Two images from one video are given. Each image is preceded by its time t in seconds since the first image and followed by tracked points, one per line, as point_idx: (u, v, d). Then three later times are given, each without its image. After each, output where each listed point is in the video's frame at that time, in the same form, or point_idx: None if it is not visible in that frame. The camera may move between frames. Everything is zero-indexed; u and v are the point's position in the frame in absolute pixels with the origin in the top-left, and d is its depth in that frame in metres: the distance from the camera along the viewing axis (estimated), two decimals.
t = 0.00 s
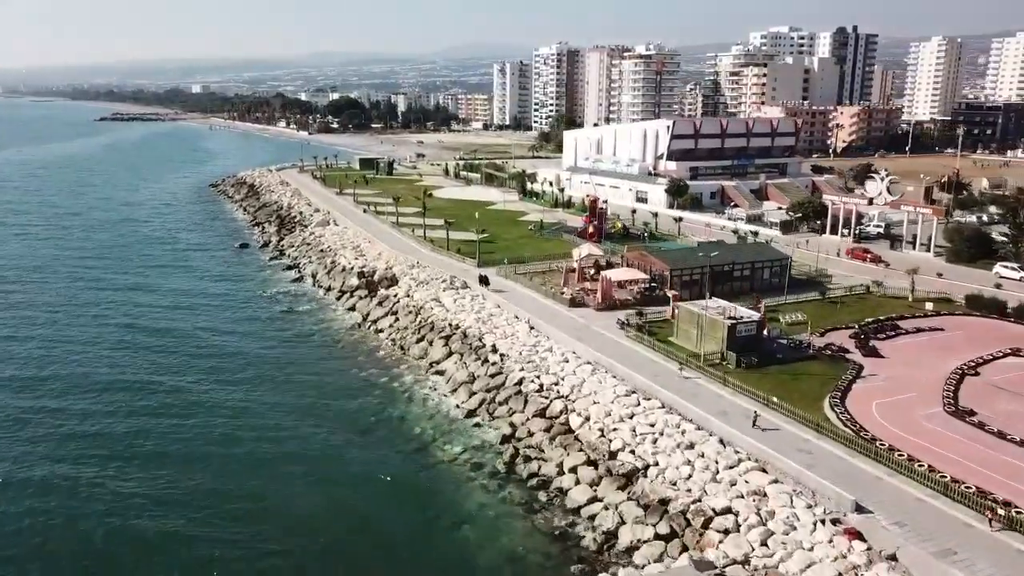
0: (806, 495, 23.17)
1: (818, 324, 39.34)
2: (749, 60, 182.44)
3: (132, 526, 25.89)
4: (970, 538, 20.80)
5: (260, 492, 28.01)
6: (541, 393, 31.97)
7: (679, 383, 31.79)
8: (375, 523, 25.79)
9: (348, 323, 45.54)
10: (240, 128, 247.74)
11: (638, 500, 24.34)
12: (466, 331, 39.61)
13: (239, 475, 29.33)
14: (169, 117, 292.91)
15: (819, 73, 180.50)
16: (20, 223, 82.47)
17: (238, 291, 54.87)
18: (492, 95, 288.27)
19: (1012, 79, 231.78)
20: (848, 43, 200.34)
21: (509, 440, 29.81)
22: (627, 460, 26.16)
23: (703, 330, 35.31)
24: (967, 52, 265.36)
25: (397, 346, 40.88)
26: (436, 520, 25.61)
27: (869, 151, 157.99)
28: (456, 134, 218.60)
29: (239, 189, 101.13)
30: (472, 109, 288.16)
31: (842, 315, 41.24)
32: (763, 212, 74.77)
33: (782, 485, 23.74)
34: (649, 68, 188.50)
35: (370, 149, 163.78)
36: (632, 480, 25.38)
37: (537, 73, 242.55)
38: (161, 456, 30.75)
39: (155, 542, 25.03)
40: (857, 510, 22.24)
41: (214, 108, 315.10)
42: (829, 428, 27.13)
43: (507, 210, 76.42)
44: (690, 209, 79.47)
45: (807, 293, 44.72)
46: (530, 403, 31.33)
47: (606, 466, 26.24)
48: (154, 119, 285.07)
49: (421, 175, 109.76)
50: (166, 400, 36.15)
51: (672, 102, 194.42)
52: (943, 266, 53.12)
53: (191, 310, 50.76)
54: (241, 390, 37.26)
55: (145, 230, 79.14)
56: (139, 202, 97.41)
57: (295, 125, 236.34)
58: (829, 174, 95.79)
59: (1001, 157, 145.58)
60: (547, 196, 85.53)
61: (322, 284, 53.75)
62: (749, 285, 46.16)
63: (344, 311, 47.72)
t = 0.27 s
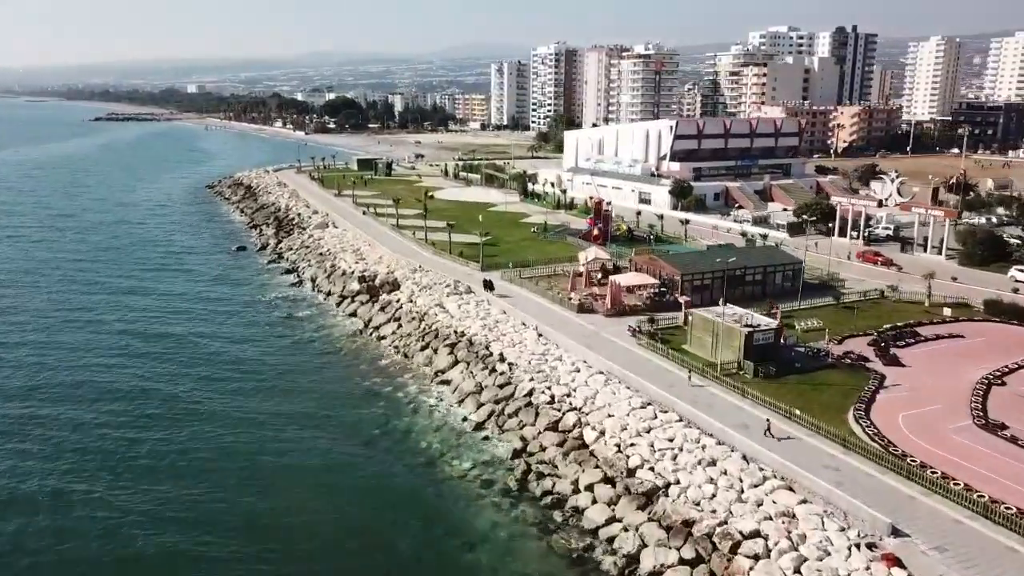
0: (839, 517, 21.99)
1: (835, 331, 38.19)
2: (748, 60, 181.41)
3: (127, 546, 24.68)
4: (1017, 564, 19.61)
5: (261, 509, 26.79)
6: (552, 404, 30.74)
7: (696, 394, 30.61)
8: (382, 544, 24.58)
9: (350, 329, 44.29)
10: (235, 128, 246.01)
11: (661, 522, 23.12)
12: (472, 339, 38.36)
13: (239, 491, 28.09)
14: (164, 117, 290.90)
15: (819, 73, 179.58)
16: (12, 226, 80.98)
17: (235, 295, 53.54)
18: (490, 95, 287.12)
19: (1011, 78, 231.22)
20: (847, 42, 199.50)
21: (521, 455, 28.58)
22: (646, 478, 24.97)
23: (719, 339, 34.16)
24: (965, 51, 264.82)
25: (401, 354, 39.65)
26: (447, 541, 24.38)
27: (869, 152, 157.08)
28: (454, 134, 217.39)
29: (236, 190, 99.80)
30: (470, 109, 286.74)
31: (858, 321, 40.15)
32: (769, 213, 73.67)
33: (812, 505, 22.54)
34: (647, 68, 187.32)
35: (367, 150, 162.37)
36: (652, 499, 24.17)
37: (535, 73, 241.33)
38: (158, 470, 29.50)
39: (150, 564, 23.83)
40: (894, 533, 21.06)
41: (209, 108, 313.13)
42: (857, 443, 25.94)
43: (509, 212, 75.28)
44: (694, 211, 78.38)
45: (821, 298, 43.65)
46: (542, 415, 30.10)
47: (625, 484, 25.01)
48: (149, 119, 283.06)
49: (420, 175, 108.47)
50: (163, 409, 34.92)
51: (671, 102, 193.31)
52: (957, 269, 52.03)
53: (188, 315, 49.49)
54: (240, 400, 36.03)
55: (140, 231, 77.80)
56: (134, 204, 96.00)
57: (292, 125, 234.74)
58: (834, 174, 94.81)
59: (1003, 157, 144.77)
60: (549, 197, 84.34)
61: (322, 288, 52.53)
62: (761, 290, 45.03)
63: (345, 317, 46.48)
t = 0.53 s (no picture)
0: (874, 542, 20.82)
1: (853, 338, 37.09)
2: (748, 60, 180.47)
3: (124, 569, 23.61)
4: None
5: (265, 530, 25.57)
6: (564, 416, 29.55)
7: (714, 406, 29.42)
8: (390, 565, 23.42)
9: (351, 336, 43.01)
10: (232, 129, 244.47)
11: (684, 546, 21.93)
12: (479, 347, 37.11)
13: (240, 509, 26.90)
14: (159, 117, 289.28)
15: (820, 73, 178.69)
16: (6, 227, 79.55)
17: (233, 299, 52.26)
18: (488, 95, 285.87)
19: (1011, 78, 230.78)
20: (847, 42, 198.83)
21: (534, 471, 27.35)
22: (668, 498, 23.78)
23: (736, 348, 33.05)
24: (964, 51, 264.46)
25: (405, 363, 38.41)
26: (457, 563, 23.22)
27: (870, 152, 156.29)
28: (452, 135, 216.19)
29: (233, 191, 98.41)
30: (467, 109, 285.59)
31: (876, 328, 39.02)
32: (775, 215, 72.60)
33: (846, 528, 21.36)
34: (647, 68, 186.21)
35: (365, 150, 161.07)
36: (675, 520, 22.99)
37: (533, 72, 240.15)
38: (155, 487, 28.25)
39: None
40: (934, 559, 19.91)
41: (205, 108, 311.33)
42: (886, 459, 24.77)
43: (511, 214, 74.13)
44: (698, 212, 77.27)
45: (836, 303, 42.55)
46: (554, 428, 28.89)
47: (644, 504, 23.81)
48: (144, 119, 281.22)
49: (419, 177, 107.26)
50: (160, 421, 33.63)
51: (670, 103, 192.30)
52: (972, 273, 50.98)
53: (185, 320, 48.16)
54: (239, 411, 34.76)
55: (135, 233, 76.38)
56: (130, 205, 94.67)
57: (288, 125, 233.24)
58: (838, 175, 93.86)
59: (1005, 157, 144.02)
60: (551, 198, 83.21)
61: (322, 293, 51.27)
62: (774, 295, 43.93)
63: (346, 323, 45.21)
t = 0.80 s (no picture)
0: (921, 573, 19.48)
1: (874, 347, 35.78)
2: (747, 60, 179.41)
3: None
4: None
5: (266, 555, 24.09)
6: (579, 432, 28.15)
7: (736, 421, 28.06)
8: None
9: (352, 345, 41.50)
10: (227, 129, 242.41)
11: None
12: (486, 357, 35.70)
13: (238, 533, 25.43)
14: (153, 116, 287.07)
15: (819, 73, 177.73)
16: None
17: (229, 305, 50.74)
18: (484, 95, 284.38)
19: (1008, 78, 230.34)
20: (846, 42, 198.05)
21: (549, 492, 25.96)
22: (695, 523, 22.41)
23: (757, 358, 31.69)
24: (961, 50, 264.16)
25: (409, 373, 36.94)
26: None
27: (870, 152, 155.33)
28: (448, 135, 214.63)
29: (228, 193, 96.71)
30: (463, 109, 284.08)
31: (897, 336, 37.69)
32: (782, 217, 71.33)
33: (890, 558, 20.03)
34: (645, 68, 184.96)
35: (361, 151, 159.44)
36: (704, 547, 21.62)
37: (530, 72, 238.76)
38: (149, 509, 26.70)
39: None
40: None
41: (199, 108, 308.96)
42: (923, 478, 23.48)
43: (512, 217, 72.72)
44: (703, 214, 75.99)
45: (852, 309, 41.25)
46: (569, 445, 27.51)
47: (671, 530, 22.42)
48: (137, 119, 278.97)
49: (417, 177, 105.77)
50: (154, 437, 32.06)
51: (668, 103, 191.10)
52: (988, 277, 49.75)
53: (180, 328, 46.58)
54: (237, 426, 33.22)
55: (128, 236, 74.68)
56: (123, 207, 92.91)
57: (283, 125, 231.39)
58: (842, 176, 92.71)
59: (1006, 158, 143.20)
60: (552, 200, 81.84)
61: (321, 299, 49.76)
62: (788, 301, 42.63)
63: (347, 332, 43.70)
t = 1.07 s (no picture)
0: None
1: (893, 355, 34.65)
2: (746, 60, 178.53)
3: None
4: None
5: None
6: (594, 448, 26.94)
7: (757, 435, 26.90)
8: None
9: (353, 353, 40.19)
10: (221, 129, 240.58)
11: None
12: (492, 366, 34.47)
13: (238, 556, 24.19)
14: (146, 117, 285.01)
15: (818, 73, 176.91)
16: None
17: (225, 311, 49.43)
18: (480, 95, 283.02)
19: (1006, 77, 230.08)
20: (844, 41, 197.30)
21: (564, 512, 24.74)
22: (722, 547, 21.24)
23: (775, 368, 30.53)
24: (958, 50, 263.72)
25: (413, 383, 35.69)
26: None
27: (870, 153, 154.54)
28: (445, 135, 213.25)
29: (223, 194, 95.27)
30: (460, 109, 282.78)
31: (916, 342, 36.57)
32: (787, 219, 70.28)
33: None
34: (643, 68, 183.88)
35: (357, 151, 158.06)
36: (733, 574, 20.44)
37: (526, 72, 237.61)
38: (145, 531, 25.47)
39: None
40: None
41: (193, 108, 306.90)
42: (958, 497, 22.36)
43: (513, 219, 71.51)
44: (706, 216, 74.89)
45: (867, 314, 40.15)
46: (583, 461, 26.28)
47: (696, 555, 21.23)
48: (131, 119, 276.98)
49: (415, 178, 104.49)
50: (151, 453, 30.72)
51: (667, 103, 190.06)
52: (1002, 280, 48.72)
53: (175, 335, 45.28)
54: (235, 440, 31.89)
55: (122, 239, 73.23)
56: (117, 209, 91.36)
57: (278, 125, 229.76)
58: (845, 177, 91.77)
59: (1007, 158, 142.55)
60: (553, 201, 80.67)
61: (319, 305, 48.45)
62: (801, 307, 41.50)
63: (347, 339, 42.37)
